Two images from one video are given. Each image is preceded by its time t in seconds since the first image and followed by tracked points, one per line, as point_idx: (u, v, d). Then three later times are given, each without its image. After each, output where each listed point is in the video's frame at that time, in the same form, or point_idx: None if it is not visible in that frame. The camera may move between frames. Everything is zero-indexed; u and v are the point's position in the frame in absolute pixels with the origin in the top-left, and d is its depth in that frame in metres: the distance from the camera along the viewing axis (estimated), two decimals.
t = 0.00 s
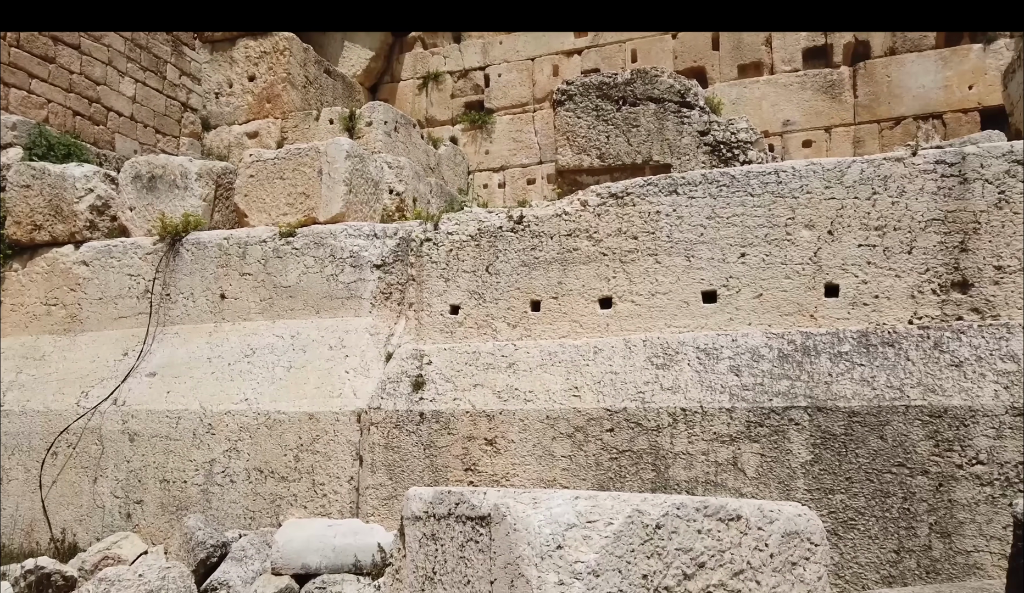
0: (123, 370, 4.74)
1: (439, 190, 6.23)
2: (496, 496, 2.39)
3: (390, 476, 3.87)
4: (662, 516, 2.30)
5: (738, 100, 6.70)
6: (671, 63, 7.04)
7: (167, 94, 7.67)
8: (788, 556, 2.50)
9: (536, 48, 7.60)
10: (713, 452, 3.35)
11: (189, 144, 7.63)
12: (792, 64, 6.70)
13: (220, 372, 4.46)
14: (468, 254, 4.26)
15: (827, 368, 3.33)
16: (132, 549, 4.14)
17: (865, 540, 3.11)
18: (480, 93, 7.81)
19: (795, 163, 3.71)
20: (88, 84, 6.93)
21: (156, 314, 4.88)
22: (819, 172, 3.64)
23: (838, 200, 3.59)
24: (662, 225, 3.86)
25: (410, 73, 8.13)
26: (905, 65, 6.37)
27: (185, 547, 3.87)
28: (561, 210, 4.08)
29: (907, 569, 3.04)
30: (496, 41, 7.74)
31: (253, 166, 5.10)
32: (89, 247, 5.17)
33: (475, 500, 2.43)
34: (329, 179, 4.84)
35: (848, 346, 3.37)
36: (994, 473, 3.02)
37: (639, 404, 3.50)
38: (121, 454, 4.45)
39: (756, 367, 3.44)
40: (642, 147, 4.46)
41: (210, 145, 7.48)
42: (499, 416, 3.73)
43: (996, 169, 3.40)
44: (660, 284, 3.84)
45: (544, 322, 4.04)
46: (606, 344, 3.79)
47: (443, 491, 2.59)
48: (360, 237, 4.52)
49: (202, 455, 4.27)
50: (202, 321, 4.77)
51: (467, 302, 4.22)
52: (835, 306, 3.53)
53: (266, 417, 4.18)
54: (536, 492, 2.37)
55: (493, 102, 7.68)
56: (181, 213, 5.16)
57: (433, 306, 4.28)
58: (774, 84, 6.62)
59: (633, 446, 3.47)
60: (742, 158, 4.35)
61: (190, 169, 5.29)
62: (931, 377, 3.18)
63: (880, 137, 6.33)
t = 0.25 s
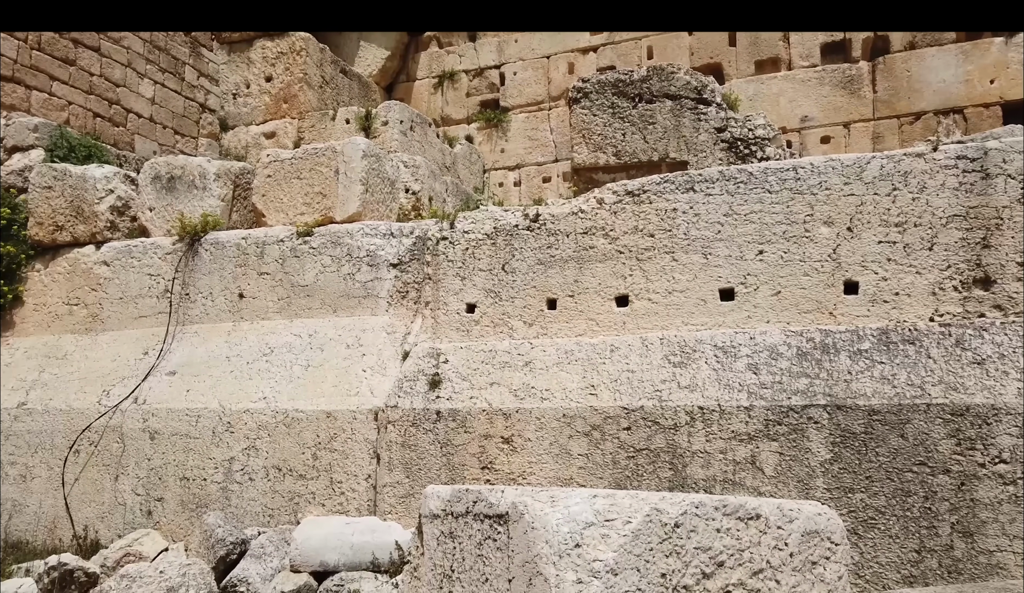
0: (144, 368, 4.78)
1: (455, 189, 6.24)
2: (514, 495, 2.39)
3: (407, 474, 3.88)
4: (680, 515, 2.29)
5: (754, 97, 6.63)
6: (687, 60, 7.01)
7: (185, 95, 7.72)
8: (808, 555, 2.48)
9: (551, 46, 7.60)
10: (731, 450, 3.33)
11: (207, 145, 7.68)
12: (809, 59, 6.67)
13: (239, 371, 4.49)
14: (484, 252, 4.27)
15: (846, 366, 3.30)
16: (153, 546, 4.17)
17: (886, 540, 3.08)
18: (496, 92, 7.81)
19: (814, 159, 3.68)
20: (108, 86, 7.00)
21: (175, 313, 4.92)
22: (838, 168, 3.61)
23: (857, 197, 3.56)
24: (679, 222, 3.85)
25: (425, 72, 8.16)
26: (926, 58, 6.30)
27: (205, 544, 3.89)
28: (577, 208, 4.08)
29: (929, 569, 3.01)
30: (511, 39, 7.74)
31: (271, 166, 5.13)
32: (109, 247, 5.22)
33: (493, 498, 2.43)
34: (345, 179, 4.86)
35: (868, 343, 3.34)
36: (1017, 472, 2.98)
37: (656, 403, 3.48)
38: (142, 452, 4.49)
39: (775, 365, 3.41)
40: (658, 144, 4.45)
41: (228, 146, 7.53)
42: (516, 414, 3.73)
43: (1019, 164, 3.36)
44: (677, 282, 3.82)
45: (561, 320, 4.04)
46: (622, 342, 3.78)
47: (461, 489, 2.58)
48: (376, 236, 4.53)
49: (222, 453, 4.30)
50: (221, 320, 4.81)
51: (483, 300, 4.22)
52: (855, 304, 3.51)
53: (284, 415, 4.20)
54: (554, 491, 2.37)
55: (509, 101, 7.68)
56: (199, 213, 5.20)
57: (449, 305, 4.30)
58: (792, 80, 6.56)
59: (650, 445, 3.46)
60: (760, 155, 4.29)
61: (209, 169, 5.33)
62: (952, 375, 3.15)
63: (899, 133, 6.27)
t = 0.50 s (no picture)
0: (162, 367, 4.81)
1: (469, 187, 6.24)
2: (530, 493, 2.39)
3: (422, 472, 3.89)
4: (697, 513, 2.29)
5: (771, 93, 6.64)
6: (702, 56, 6.97)
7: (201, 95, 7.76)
8: (826, 554, 2.47)
9: (564, 43, 7.59)
10: (747, 449, 3.32)
11: (223, 144, 7.72)
12: (826, 54, 6.60)
13: (255, 369, 4.51)
14: (499, 250, 4.27)
15: (864, 364, 3.28)
16: (172, 542, 4.21)
17: (904, 539, 3.06)
18: (510, 90, 7.81)
19: (831, 155, 3.65)
20: (125, 87, 7.06)
21: (192, 312, 4.95)
22: (855, 164, 3.59)
23: (875, 193, 3.53)
24: (694, 219, 3.83)
25: (439, 70, 8.17)
26: (945, 53, 6.22)
27: (223, 541, 3.92)
28: (591, 206, 4.07)
29: (948, 568, 2.99)
30: (525, 37, 7.73)
31: (286, 165, 5.15)
32: (127, 247, 5.26)
33: (509, 496, 2.43)
34: (360, 177, 4.88)
35: (887, 340, 3.32)
36: None
37: (672, 400, 3.47)
38: (160, 450, 4.52)
39: (792, 363, 3.39)
40: (673, 141, 4.44)
41: (244, 145, 7.57)
42: (531, 412, 3.72)
43: None
44: (692, 280, 3.81)
45: (576, 318, 4.03)
46: (637, 340, 3.77)
47: (477, 487, 2.58)
48: (390, 234, 4.55)
49: (239, 450, 4.32)
50: (238, 318, 4.84)
51: (497, 298, 4.23)
52: (872, 301, 3.48)
53: (300, 413, 4.22)
54: (570, 489, 2.36)
55: (522, 98, 7.67)
56: (216, 213, 5.23)
57: (464, 303, 4.31)
58: (808, 76, 6.54)
59: (665, 443, 3.45)
60: (776, 151, 4.28)
61: (225, 169, 5.35)
62: (972, 372, 3.11)
63: (917, 128, 6.23)
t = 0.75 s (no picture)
0: (183, 364, 4.85)
1: (486, 184, 6.24)
2: (550, 490, 2.39)
3: (441, 469, 3.90)
4: (719, 511, 2.28)
5: (790, 87, 6.58)
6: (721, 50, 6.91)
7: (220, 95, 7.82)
8: (849, 552, 2.45)
9: (582, 40, 7.54)
10: (767, 446, 3.29)
11: (241, 144, 7.77)
12: (846, 47, 6.51)
13: (275, 367, 4.54)
14: (516, 248, 4.26)
15: (886, 361, 3.25)
16: (194, 538, 4.24)
17: (928, 537, 3.03)
18: (526, 87, 7.79)
19: (852, 150, 3.62)
20: (146, 87, 7.12)
21: (213, 310, 4.99)
22: (877, 159, 3.55)
23: (897, 188, 3.50)
24: (713, 215, 3.81)
25: (456, 68, 8.17)
26: (968, 45, 6.15)
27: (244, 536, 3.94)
28: (609, 202, 4.06)
29: (973, 567, 2.95)
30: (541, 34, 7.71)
31: (305, 164, 5.18)
32: (149, 246, 5.31)
33: (529, 494, 2.43)
34: (378, 175, 4.89)
35: (910, 337, 3.28)
36: None
37: (691, 398, 3.46)
38: (182, 447, 4.56)
39: (813, 360, 3.36)
40: (691, 136, 4.40)
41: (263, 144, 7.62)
42: (549, 410, 3.72)
43: None
44: (711, 276, 3.79)
45: (594, 315, 4.02)
46: (657, 337, 3.76)
47: (497, 485, 2.58)
48: (408, 232, 4.56)
49: (259, 447, 4.35)
50: (258, 317, 4.87)
51: (515, 296, 4.22)
52: (895, 297, 3.44)
53: (320, 410, 4.23)
54: (591, 487, 2.36)
55: (539, 95, 7.66)
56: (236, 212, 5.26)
57: (482, 301, 4.31)
58: (829, 69, 6.47)
59: (685, 440, 3.43)
60: (796, 146, 4.31)
61: (244, 168, 5.38)
62: (997, 369, 3.07)
63: (940, 122, 6.16)
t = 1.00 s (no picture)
0: (200, 362, 4.88)
1: (500, 181, 6.24)
2: (567, 487, 2.39)
3: (456, 465, 3.91)
4: (737, 509, 2.27)
5: (806, 82, 6.56)
6: (736, 46, 6.93)
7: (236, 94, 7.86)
8: (869, 550, 2.43)
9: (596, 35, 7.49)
10: (784, 444, 3.27)
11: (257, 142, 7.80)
12: (863, 42, 6.48)
13: (291, 364, 4.56)
14: (531, 245, 4.26)
15: (905, 357, 3.22)
16: (212, 534, 4.27)
17: (947, 536, 3.00)
18: (540, 83, 7.78)
19: (870, 144, 3.59)
20: (162, 87, 7.17)
21: (230, 307, 5.02)
22: (895, 154, 3.52)
23: (916, 182, 3.46)
24: (729, 211, 3.79)
25: (469, 65, 8.15)
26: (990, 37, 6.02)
27: (262, 532, 3.96)
28: (624, 198, 4.05)
29: (993, 566, 2.92)
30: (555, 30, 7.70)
31: (320, 162, 5.20)
32: (166, 244, 5.34)
33: (546, 491, 2.43)
34: (392, 173, 4.90)
35: (929, 334, 3.25)
36: None
37: (707, 394, 3.44)
38: (200, 443, 4.59)
39: (830, 357, 3.34)
40: (707, 132, 4.38)
41: (278, 143, 7.65)
42: (564, 407, 3.71)
43: None
44: (727, 273, 3.77)
45: (608, 312, 4.01)
46: (672, 334, 3.75)
47: (513, 481, 2.58)
48: (423, 230, 4.57)
49: (275, 444, 4.37)
50: (273, 314, 4.89)
51: (529, 293, 4.22)
52: (914, 293, 3.41)
53: (335, 407, 4.25)
54: (608, 484, 2.35)
55: (553, 92, 7.65)
56: (251, 210, 5.28)
57: (496, 298, 4.31)
58: (845, 64, 6.42)
59: (700, 438, 3.41)
60: (813, 140, 4.24)
61: (260, 166, 5.40)
62: (1018, 366, 3.04)
63: (959, 116, 6.10)
